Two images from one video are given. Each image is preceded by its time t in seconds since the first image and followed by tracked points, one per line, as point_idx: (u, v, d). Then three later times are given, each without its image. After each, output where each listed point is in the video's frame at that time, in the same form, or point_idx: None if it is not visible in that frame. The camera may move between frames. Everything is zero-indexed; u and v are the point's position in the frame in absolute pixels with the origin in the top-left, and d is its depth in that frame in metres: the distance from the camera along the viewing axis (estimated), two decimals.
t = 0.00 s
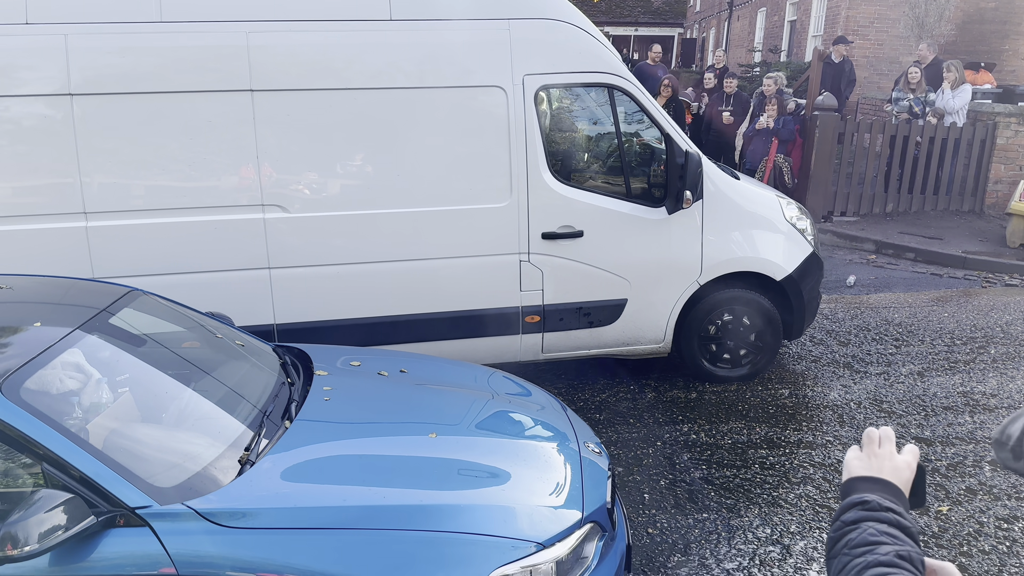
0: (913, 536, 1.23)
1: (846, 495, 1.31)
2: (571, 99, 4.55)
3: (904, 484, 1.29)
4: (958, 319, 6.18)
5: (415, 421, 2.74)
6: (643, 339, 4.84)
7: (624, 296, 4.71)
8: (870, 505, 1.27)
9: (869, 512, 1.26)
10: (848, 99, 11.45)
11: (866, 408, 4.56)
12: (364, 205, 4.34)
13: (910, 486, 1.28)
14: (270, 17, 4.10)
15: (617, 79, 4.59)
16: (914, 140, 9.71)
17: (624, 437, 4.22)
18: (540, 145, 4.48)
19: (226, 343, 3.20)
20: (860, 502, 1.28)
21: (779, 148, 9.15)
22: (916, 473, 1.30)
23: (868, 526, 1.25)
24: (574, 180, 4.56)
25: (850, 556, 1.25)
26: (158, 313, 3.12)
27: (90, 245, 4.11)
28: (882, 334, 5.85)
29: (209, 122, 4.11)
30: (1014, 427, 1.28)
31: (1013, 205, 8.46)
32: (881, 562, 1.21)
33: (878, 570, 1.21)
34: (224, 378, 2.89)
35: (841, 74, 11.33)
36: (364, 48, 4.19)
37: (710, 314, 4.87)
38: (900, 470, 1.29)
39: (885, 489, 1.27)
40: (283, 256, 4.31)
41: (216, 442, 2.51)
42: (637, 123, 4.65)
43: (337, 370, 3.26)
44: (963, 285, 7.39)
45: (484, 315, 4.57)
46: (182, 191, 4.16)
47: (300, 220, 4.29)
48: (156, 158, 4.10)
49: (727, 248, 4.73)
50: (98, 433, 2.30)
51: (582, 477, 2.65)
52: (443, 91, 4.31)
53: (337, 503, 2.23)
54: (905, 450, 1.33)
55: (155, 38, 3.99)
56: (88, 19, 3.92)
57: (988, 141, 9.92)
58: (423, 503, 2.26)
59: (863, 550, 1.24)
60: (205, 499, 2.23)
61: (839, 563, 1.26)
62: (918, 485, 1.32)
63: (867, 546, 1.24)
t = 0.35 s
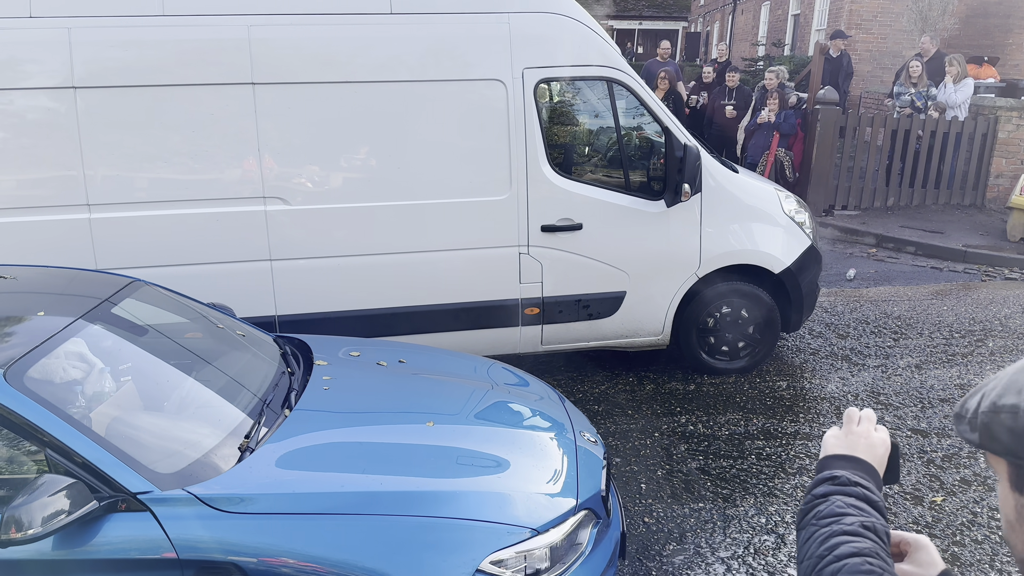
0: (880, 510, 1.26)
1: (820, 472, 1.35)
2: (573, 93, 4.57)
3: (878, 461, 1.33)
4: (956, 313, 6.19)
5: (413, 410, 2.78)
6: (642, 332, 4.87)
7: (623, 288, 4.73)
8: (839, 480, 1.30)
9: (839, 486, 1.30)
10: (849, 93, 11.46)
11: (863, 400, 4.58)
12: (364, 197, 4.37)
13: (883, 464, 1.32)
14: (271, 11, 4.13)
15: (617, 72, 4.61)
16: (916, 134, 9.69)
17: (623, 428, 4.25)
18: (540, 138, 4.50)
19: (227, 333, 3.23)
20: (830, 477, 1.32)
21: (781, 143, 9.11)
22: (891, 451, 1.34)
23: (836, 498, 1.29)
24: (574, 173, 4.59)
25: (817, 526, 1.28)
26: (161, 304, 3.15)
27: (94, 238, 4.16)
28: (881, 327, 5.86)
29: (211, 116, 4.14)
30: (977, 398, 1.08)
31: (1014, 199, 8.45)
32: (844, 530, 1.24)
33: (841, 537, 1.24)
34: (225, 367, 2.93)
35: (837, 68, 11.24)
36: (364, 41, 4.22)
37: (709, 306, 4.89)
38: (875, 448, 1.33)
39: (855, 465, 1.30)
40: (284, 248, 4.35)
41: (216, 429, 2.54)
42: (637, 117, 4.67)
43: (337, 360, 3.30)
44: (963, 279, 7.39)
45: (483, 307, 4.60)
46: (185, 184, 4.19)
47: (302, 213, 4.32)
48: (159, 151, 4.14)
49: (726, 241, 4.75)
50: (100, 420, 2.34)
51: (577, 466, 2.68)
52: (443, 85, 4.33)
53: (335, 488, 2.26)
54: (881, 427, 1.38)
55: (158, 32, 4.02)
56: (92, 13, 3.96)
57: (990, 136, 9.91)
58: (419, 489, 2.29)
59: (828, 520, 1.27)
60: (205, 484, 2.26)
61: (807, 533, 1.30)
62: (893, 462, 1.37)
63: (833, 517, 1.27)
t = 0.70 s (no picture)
0: (853, 498, 1.28)
1: (796, 464, 1.38)
2: (574, 89, 4.59)
3: (852, 451, 1.35)
4: (956, 309, 6.20)
5: (413, 404, 2.80)
6: (642, 327, 4.88)
7: (623, 284, 4.75)
8: (813, 470, 1.33)
9: (814, 475, 1.32)
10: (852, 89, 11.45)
11: (863, 395, 4.60)
12: (366, 193, 4.39)
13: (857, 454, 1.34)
14: (273, 7, 4.14)
15: (617, 68, 4.62)
16: (917, 130, 9.69)
17: (622, 423, 4.27)
18: (540, 135, 4.51)
19: (229, 328, 3.26)
20: (805, 468, 1.34)
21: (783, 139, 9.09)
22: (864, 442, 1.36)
23: (811, 487, 1.31)
24: (575, 169, 4.61)
25: (791, 514, 1.30)
26: (163, 299, 3.18)
27: (97, 233, 4.18)
28: (881, 323, 5.87)
29: (213, 112, 4.16)
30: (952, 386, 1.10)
31: (1015, 195, 8.45)
32: (818, 516, 1.26)
33: (815, 524, 1.26)
34: (227, 362, 2.95)
35: (840, 66, 11.30)
36: (365, 37, 4.23)
37: (709, 302, 4.91)
38: (848, 438, 1.35)
39: (830, 456, 1.33)
40: (285, 244, 4.37)
41: (218, 423, 2.56)
42: (637, 113, 4.69)
43: (338, 354, 3.32)
44: (964, 275, 7.39)
45: (484, 302, 4.62)
46: (187, 180, 4.21)
47: (303, 208, 4.34)
48: (162, 147, 4.16)
49: (726, 237, 4.77)
50: (103, 414, 2.36)
51: (576, 460, 2.70)
52: (444, 81, 4.34)
53: (335, 481, 2.28)
54: (855, 418, 1.40)
55: (160, 28, 4.04)
56: (95, 10, 3.98)
57: (992, 132, 9.90)
58: (419, 482, 2.31)
59: (803, 508, 1.29)
60: (207, 477, 2.29)
61: (783, 521, 1.31)
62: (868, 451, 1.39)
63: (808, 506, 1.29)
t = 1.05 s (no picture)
0: (848, 498, 1.29)
1: (792, 464, 1.39)
2: (575, 88, 4.59)
3: (849, 453, 1.35)
4: (958, 306, 6.20)
5: (416, 403, 2.80)
6: (644, 326, 4.88)
7: (625, 282, 4.75)
8: (809, 471, 1.33)
9: (810, 476, 1.33)
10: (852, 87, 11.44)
11: (864, 393, 4.61)
12: (367, 192, 4.39)
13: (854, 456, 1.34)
14: (274, 7, 4.14)
15: (618, 66, 4.62)
16: (919, 128, 9.68)
17: (624, 421, 4.27)
18: (541, 133, 4.51)
19: (231, 327, 3.26)
20: (801, 469, 1.35)
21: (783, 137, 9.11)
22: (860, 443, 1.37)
23: (806, 488, 1.32)
24: (576, 168, 4.61)
25: (787, 514, 1.31)
26: (166, 299, 3.18)
27: (99, 233, 4.19)
28: (883, 321, 5.88)
29: (214, 111, 4.16)
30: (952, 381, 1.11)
31: (1016, 193, 8.44)
32: (815, 517, 1.26)
33: (811, 524, 1.27)
34: (229, 361, 2.95)
35: (841, 65, 11.30)
36: (366, 36, 4.23)
37: (711, 300, 4.92)
38: (844, 441, 1.35)
39: (824, 457, 1.33)
40: (287, 243, 4.38)
41: (221, 422, 2.57)
42: (638, 111, 4.68)
43: (340, 353, 3.32)
44: (965, 273, 7.39)
45: (486, 301, 4.63)
46: (189, 180, 4.22)
47: (305, 208, 4.35)
48: (164, 147, 4.16)
49: (727, 235, 4.77)
50: (106, 413, 2.36)
51: (578, 458, 2.71)
52: (445, 80, 4.34)
53: (338, 480, 2.28)
54: (852, 420, 1.40)
55: (161, 27, 4.04)
56: (96, 9, 3.98)
57: (992, 129, 9.89)
58: (421, 481, 2.31)
59: (799, 508, 1.30)
60: (210, 476, 2.29)
61: (780, 521, 1.32)
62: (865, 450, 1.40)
63: (804, 506, 1.30)
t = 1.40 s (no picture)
0: (841, 503, 1.28)
1: (780, 470, 1.37)
2: (574, 87, 4.59)
3: (836, 454, 1.36)
4: (959, 304, 6.20)
5: (417, 402, 2.80)
6: (644, 324, 4.88)
7: (625, 281, 4.75)
8: (799, 477, 1.32)
9: (800, 482, 1.32)
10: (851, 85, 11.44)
11: (865, 391, 4.61)
12: (367, 192, 4.39)
13: (840, 457, 1.35)
14: (274, 7, 4.14)
15: (617, 65, 4.62)
16: (918, 126, 9.68)
17: (625, 420, 4.27)
18: (541, 133, 4.51)
19: (231, 327, 3.26)
20: (791, 475, 1.33)
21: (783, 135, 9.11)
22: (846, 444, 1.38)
23: (798, 495, 1.30)
24: (576, 167, 4.61)
25: (781, 524, 1.29)
26: (166, 299, 3.18)
27: (98, 233, 4.18)
28: (883, 319, 5.88)
29: (214, 111, 4.16)
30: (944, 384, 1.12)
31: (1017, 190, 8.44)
32: (809, 526, 1.25)
33: (806, 533, 1.25)
34: (230, 361, 2.95)
35: (841, 64, 11.31)
36: (366, 35, 4.22)
37: (711, 299, 4.93)
38: (832, 441, 1.36)
39: (814, 460, 1.33)
40: (287, 243, 4.37)
41: (222, 422, 2.57)
42: (638, 110, 4.68)
43: (341, 353, 3.32)
44: (965, 271, 7.39)
45: (486, 300, 4.62)
46: (189, 180, 4.22)
47: (305, 208, 4.35)
48: (164, 147, 4.16)
49: (727, 233, 4.77)
50: (107, 413, 2.36)
51: (579, 456, 2.71)
52: (446, 79, 4.34)
53: (340, 479, 2.28)
54: (837, 420, 1.42)
55: (161, 28, 4.03)
56: (96, 10, 3.98)
57: (992, 127, 9.89)
58: (422, 480, 2.31)
59: (792, 517, 1.28)
60: (211, 476, 2.29)
61: (773, 531, 1.30)
62: (852, 452, 1.41)
63: (797, 514, 1.29)
